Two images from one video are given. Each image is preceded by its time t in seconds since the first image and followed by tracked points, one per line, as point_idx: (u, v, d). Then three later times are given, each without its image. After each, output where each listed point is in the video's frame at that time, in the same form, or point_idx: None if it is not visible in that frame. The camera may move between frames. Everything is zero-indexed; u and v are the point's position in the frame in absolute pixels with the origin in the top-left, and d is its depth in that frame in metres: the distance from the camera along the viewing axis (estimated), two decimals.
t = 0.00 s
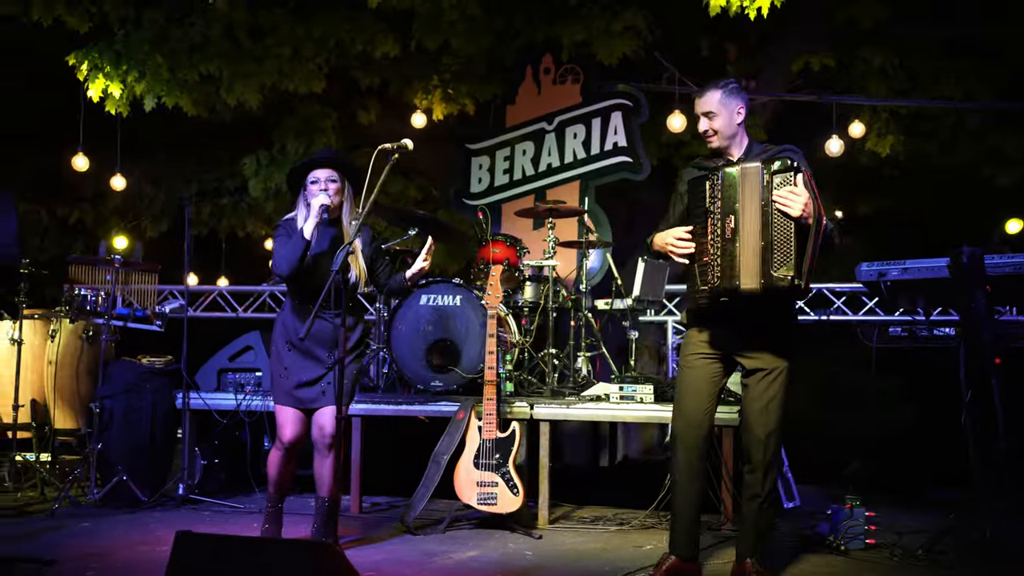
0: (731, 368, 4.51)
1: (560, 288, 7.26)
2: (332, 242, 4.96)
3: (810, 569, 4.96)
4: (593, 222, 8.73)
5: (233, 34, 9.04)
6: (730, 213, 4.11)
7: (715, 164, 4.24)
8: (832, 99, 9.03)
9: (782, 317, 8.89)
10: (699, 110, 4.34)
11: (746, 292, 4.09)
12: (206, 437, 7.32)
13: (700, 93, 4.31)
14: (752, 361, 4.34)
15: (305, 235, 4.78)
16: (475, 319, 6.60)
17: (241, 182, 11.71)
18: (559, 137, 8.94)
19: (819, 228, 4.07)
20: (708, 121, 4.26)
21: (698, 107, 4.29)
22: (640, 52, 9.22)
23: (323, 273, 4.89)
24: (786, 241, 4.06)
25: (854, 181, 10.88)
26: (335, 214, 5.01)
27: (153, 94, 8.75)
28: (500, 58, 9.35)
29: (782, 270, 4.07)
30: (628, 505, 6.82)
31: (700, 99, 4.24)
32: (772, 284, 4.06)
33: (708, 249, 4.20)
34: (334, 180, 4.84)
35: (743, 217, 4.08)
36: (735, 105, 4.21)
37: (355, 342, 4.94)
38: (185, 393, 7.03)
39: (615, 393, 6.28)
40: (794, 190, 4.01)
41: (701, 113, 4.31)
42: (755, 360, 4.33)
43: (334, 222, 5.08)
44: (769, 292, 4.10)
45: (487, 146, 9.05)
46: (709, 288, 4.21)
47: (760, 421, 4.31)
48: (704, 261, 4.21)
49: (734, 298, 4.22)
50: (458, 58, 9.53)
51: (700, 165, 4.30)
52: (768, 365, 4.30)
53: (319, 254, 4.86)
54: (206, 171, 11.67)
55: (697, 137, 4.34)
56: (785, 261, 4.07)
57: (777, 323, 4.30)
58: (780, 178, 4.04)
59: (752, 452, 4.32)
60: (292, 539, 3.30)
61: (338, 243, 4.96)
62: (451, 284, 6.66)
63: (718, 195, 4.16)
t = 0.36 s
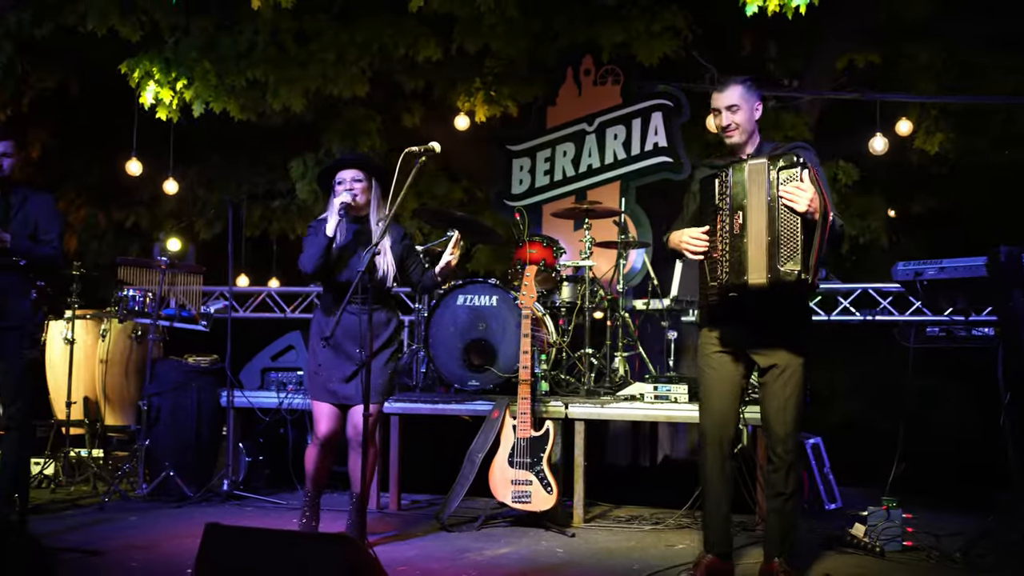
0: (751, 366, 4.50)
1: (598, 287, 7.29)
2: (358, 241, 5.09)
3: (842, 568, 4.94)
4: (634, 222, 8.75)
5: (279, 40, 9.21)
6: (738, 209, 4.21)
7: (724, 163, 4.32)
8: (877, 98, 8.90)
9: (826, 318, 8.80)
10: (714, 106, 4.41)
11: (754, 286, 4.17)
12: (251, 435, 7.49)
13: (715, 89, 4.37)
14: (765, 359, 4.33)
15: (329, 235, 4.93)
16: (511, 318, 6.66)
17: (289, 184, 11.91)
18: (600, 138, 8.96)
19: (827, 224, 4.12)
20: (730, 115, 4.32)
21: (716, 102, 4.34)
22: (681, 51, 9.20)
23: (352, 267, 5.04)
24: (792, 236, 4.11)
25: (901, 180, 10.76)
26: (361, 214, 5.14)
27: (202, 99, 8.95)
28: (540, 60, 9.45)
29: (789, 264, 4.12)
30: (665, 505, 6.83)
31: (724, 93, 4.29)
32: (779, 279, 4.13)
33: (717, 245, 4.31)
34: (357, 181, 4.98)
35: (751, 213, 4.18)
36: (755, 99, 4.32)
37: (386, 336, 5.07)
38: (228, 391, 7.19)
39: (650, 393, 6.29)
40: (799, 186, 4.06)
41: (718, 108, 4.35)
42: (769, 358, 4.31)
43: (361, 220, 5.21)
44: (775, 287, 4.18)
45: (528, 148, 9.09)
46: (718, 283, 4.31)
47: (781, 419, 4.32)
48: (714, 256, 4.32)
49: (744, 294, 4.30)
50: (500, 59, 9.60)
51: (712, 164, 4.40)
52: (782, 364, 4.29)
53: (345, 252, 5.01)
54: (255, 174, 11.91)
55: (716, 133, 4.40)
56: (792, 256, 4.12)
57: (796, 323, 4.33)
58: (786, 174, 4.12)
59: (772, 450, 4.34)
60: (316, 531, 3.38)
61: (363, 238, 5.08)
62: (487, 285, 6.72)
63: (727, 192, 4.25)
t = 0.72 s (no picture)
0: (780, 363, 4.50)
1: (643, 286, 7.26)
2: (387, 229, 5.24)
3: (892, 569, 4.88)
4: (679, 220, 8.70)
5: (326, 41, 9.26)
6: (765, 205, 4.19)
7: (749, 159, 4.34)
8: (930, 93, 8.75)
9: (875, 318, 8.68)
10: (743, 104, 4.51)
11: (781, 281, 4.15)
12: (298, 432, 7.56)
13: (743, 86, 4.49)
14: (792, 354, 4.32)
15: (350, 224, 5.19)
16: (556, 316, 6.65)
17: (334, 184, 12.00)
18: (645, 136, 8.92)
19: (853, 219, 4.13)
20: (765, 109, 4.45)
21: (753, 98, 4.45)
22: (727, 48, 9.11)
23: (379, 254, 5.18)
24: (819, 231, 4.12)
25: (953, 176, 10.57)
26: (394, 203, 5.29)
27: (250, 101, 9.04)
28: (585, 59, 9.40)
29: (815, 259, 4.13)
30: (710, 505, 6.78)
31: (760, 87, 4.43)
32: (806, 275, 4.13)
33: (742, 241, 4.27)
34: (382, 171, 5.19)
35: (777, 209, 4.17)
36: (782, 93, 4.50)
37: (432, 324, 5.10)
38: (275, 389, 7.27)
39: (696, 392, 6.25)
40: (830, 185, 4.07)
41: (751, 104, 4.47)
42: (798, 352, 4.31)
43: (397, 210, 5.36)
44: (802, 282, 4.17)
45: (573, 146, 9.08)
46: (744, 279, 4.27)
47: (816, 414, 4.30)
48: (739, 253, 4.28)
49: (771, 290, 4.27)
50: (545, 58, 9.58)
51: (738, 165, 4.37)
52: (809, 358, 4.29)
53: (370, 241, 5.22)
54: (302, 173, 12.01)
55: (752, 128, 4.48)
56: (819, 252, 4.13)
57: (836, 319, 4.31)
58: (814, 172, 4.14)
59: (811, 448, 4.31)
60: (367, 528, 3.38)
61: (394, 228, 5.21)
62: (532, 283, 6.71)
63: (752, 187, 4.23)
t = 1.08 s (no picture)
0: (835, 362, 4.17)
1: (691, 284, 7.18)
2: (427, 228, 5.51)
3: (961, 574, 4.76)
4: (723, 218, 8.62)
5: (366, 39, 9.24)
6: (822, 203, 3.81)
7: (794, 158, 3.99)
8: (980, 90, 8.61)
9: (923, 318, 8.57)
10: (795, 101, 3.99)
11: (839, 283, 3.77)
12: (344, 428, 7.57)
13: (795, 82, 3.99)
14: (849, 352, 3.99)
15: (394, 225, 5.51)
16: (606, 315, 6.60)
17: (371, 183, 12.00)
18: (688, 134, 8.84)
19: (914, 221, 3.77)
20: (817, 108, 3.94)
21: (806, 95, 3.93)
22: (772, 45, 9.00)
23: (415, 250, 5.51)
24: (878, 228, 3.74)
25: (999, 175, 10.40)
26: (436, 204, 5.52)
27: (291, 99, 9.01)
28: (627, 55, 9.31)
29: (873, 260, 3.74)
30: (761, 505, 6.68)
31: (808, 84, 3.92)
32: (865, 275, 3.75)
33: (796, 240, 3.90)
34: (422, 174, 5.40)
35: (834, 208, 3.79)
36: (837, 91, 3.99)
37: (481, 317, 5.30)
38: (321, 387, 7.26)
39: (749, 392, 6.15)
40: (891, 185, 3.70)
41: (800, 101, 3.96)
42: (855, 349, 3.98)
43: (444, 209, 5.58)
44: (860, 283, 3.79)
45: (616, 144, 9.04)
46: (799, 279, 3.89)
47: (882, 414, 3.90)
48: (793, 252, 3.90)
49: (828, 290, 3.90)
50: (585, 56, 9.52)
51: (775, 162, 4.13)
52: (870, 354, 3.95)
53: (413, 240, 5.53)
54: (340, 172, 12.01)
55: (804, 127, 3.95)
56: (879, 250, 3.75)
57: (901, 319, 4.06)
58: (871, 170, 3.77)
59: (875, 451, 3.94)
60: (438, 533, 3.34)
61: (432, 226, 5.49)
62: (582, 282, 6.66)
63: (805, 185, 3.85)
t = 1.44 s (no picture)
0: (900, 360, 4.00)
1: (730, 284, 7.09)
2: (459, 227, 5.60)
3: None
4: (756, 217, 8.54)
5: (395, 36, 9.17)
6: (895, 198, 3.67)
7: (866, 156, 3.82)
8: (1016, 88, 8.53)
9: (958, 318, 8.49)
10: (864, 94, 3.88)
11: (914, 280, 3.64)
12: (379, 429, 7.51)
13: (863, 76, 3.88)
14: (916, 353, 3.82)
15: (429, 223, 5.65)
16: (646, 314, 6.54)
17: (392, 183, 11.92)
18: (720, 132, 8.73)
19: (988, 218, 3.64)
20: (887, 101, 3.82)
21: (876, 87, 3.82)
22: (805, 42, 8.92)
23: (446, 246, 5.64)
24: (954, 224, 3.61)
25: None
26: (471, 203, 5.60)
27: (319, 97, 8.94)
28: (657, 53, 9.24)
29: (947, 257, 3.61)
30: (802, 507, 6.60)
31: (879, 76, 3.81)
32: (940, 272, 3.61)
33: (868, 237, 3.74)
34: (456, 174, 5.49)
35: (908, 203, 3.65)
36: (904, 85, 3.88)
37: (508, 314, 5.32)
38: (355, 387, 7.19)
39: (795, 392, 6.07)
40: (966, 181, 3.57)
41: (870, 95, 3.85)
42: (922, 349, 3.81)
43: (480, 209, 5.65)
44: (933, 281, 3.65)
45: (646, 142, 8.94)
46: (872, 276, 3.74)
47: (953, 416, 3.76)
48: (865, 248, 3.75)
49: (899, 288, 3.75)
50: (615, 53, 9.44)
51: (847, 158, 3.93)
52: (937, 355, 3.79)
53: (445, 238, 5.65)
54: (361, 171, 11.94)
55: (877, 120, 3.82)
56: (954, 246, 3.61)
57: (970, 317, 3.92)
58: (945, 165, 3.63)
59: (947, 452, 3.79)
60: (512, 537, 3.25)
61: (463, 224, 5.60)
62: (622, 281, 6.61)
63: (876, 181, 3.73)
